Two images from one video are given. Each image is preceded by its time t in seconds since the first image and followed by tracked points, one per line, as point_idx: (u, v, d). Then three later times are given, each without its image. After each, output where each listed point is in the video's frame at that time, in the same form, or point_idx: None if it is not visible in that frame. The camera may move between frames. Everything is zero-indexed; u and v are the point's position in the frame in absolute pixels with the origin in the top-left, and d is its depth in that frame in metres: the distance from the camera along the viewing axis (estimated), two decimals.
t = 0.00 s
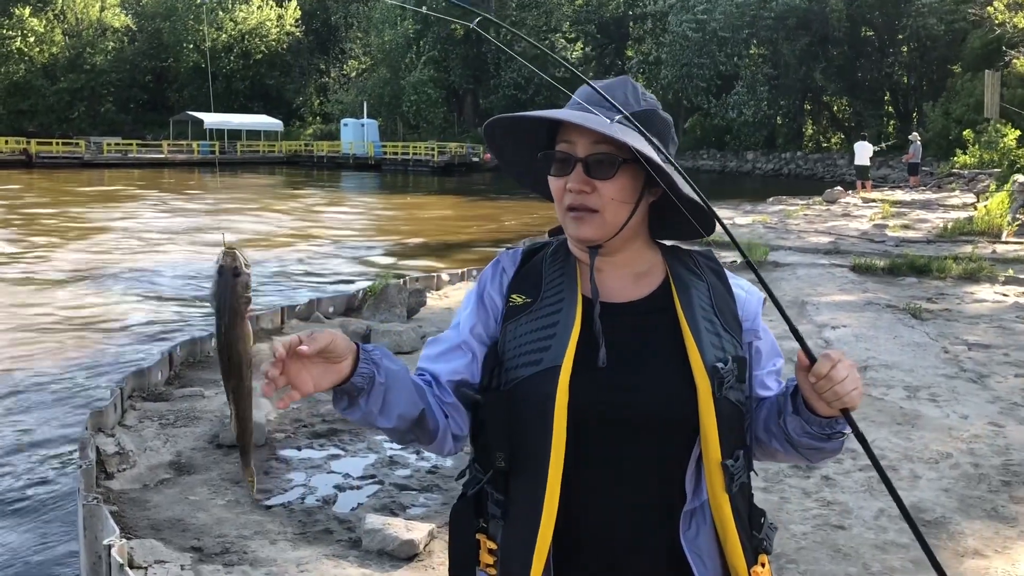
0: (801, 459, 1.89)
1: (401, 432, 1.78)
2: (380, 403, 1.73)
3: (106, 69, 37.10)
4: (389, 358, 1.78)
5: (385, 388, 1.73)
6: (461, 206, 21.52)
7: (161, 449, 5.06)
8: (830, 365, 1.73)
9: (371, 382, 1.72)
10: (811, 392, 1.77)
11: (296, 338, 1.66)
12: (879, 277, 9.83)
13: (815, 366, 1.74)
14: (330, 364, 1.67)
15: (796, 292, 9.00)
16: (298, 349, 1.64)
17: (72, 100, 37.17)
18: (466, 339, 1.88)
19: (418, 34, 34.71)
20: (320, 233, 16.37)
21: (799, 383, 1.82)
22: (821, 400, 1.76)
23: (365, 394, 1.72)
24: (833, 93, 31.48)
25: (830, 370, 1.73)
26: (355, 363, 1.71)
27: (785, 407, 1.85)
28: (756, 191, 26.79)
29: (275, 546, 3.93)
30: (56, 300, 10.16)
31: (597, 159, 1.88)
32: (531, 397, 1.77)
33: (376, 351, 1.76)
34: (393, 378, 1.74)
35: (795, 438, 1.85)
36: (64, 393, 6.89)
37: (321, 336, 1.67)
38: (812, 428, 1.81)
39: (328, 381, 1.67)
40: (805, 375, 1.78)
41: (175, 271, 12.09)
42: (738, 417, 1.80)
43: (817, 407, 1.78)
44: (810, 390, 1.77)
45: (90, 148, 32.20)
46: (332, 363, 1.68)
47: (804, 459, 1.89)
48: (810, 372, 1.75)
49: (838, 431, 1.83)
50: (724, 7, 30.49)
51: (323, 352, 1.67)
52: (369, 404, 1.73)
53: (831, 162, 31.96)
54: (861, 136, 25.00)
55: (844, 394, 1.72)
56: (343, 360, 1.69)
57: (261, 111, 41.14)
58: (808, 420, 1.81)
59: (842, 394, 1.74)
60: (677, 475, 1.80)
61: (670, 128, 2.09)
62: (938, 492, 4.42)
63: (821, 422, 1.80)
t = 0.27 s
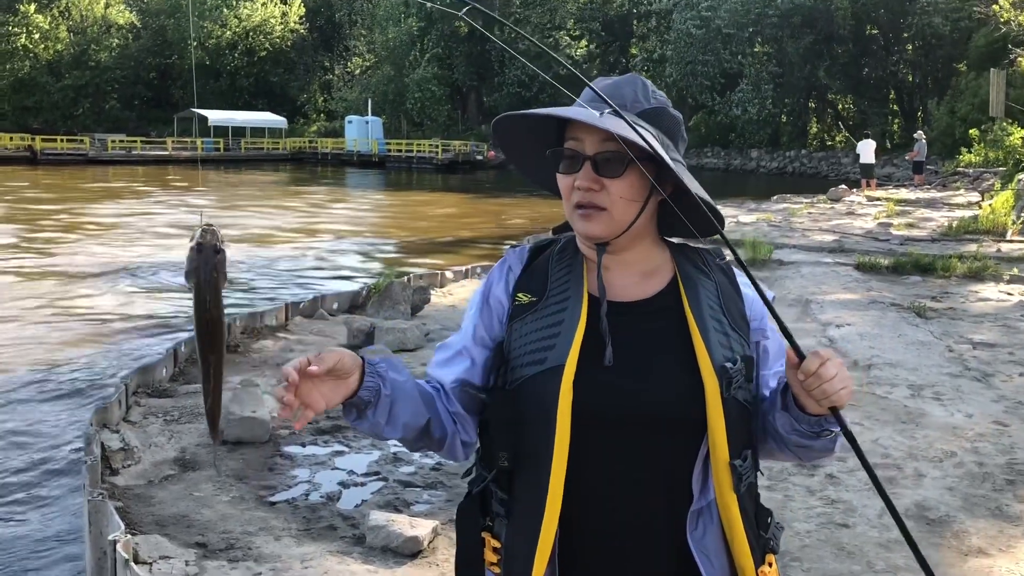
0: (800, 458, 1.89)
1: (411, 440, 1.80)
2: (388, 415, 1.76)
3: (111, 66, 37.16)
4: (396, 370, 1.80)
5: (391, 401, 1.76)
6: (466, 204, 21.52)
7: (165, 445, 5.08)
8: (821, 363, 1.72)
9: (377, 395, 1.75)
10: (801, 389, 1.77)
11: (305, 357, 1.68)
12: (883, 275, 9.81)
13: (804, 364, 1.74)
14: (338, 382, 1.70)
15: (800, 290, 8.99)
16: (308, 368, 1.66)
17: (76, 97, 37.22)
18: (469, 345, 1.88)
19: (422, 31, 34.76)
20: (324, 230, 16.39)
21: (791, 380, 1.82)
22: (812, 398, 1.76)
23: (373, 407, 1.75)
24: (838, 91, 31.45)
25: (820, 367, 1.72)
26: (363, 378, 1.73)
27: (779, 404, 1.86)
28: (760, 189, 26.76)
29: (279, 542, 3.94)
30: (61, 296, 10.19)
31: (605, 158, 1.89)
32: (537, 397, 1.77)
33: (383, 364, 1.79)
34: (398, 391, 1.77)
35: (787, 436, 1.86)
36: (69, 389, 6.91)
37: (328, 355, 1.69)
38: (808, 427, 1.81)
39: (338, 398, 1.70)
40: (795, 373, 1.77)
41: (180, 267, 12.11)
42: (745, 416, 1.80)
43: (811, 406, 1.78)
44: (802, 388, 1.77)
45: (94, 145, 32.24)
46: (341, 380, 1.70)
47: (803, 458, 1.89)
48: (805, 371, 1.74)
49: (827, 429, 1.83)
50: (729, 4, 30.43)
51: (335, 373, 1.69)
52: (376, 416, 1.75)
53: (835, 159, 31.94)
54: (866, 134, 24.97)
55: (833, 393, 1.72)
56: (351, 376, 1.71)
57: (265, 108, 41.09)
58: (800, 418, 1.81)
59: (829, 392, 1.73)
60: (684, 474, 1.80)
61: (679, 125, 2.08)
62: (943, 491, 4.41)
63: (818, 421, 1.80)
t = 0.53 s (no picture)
0: (803, 454, 1.89)
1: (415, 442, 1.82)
2: (390, 422, 1.80)
3: (118, 62, 37.26)
4: (397, 376, 1.83)
5: (392, 406, 1.80)
6: (471, 200, 21.51)
7: (172, 440, 5.09)
8: (821, 361, 1.72)
9: (378, 403, 1.78)
10: (803, 386, 1.77)
11: (304, 374, 1.70)
12: (890, 272, 9.79)
13: (805, 362, 1.74)
14: (338, 395, 1.73)
15: (806, 287, 8.98)
16: (306, 381, 1.71)
17: (83, 92, 37.29)
18: (472, 343, 1.88)
19: (428, 28, 34.79)
20: (330, 226, 16.40)
21: (793, 377, 1.82)
22: (813, 394, 1.75)
23: (375, 413, 1.79)
24: (844, 88, 31.42)
25: (821, 364, 1.72)
26: (363, 387, 1.76)
27: (782, 399, 1.86)
28: (766, 186, 26.71)
29: (285, 537, 3.94)
30: (67, 291, 10.21)
31: (614, 152, 1.88)
32: (544, 391, 1.77)
33: (383, 371, 1.81)
34: (399, 396, 1.81)
35: (788, 432, 1.86)
36: (76, 383, 6.93)
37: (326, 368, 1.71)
38: (811, 423, 1.81)
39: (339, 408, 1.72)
40: (797, 370, 1.77)
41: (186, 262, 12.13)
42: (753, 411, 1.80)
43: (812, 403, 1.77)
44: (803, 383, 1.77)
45: (101, 141, 32.33)
46: (340, 392, 1.73)
47: (807, 454, 1.89)
48: (806, 368, 1.74)
49: (827, 428, 1.84)
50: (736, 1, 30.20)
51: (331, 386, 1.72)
52: (379, 423, 1.79)
53: (842, 157, 31.91)
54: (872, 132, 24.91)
55: (833, 390, 1.72)
56: (350, 388, 1.74)
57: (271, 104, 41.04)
58: (801, 415, 1.82)
59: (830, 390, 1.73)
60: (692, 468, 1.79)
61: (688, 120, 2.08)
62: (949, 488, 4.40)
63: (820, 418, 1.79)
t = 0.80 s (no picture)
0: (807, 449, 1.88)
1: (419, 443, 1.82)
2: (394, 426, 1.80)
3: (125, 57, 37.34)
4: (400, 381, 1.83)
5: (395, 413, 1.80)
6: (477, 195, 21.50)
7: (177, 434, 5.10)
8: (827, 354, 1.71)
9: (381, 410, 1.78)
10: (807, 381, 1.76)
11: (306, 384, 1.70)
12: (897, 269, 9.76)
13: (811, 355, 1.73)
14: (343, 402, 1.73)
15: (813, 283, 8.95)
16: (307, 398, 1.68)
17: (90, 87, 37.36)
18: (473, 342, 1.88)
19: (434, 23, 34.77)
20: (335, 220, 16.40)
21: (799, 371, 1.81)
22: (818, 388, 1.74)
23: (379, 420, 1.78)
24: (851, 84, 31.34)
25: (827, 358, 1.71)
26: (366, 394, 1.76)
27: (789, 394, 1.84)
28: (773, 182, 26.63)
29: (291, 531, 3.95)
30: (74, 285, 10.23)
31: (621, 145, 1.88)
32: (545, 386, 1.76)
33: (385, 376, 1.81)
34: (401, 402, 1.81)
35: (794, 428, 1.85)
36: (82, 377, 6.95)
37: (329, 377, 1.71)
38: (815, 418, 1.80)
39: (344, 415, 1.72)
40: (802, 364, 1.76)
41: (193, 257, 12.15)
42: (756, 407, 1.79)
43: (817, 398, 1.76)
44: (809, 378, 1.76)
45: (108, 136, 32.41)
46: (344, 401, 1.73)
47: (810, 449, 1.88)
48: (812, 362, 1.73)
49: (835, 422, 1.82)
50: None
51: (335, 396, 1.72)
52: (383, 428, 1.79)
53: (849, 152, 31.85)
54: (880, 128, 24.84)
55: (839, 384, 1.71)
56: (354, 396, 1.74)
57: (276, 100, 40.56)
58: (806, 409, 1.80)
59: (837, 384, 1.72)
60: (695, 463, 1.79)
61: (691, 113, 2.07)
62: (956, 485, 4.39)
63: (823, 412, 1.78)
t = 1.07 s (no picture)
0: (808, 445, 1.88)
1: (422, 445, 1.82)
2: (398, 431, 1.79)
3: (128, 53, 37.32)
4: (402, 383, 1.82)
5: (398, 415, 1.79)
6: (481, 192, 21.50)
7: (181, 430, 5.10)
8: (834, 349, 1.71)
9: (384, 413, 1.77)
10: (815, 375, 1.75)
11: (308, 389, 1.69)
12: (901, 265, 9.74)
13: (818, 351, 1.72)
14: (345, 407, 1.72)
15: (816, 280, 8.94)
16: (312, 400, 1.68)
17: (94, 83, 37.34)
18: (473, 342, 1.88)
19: (436, 19, 34.73)
20: (339, 217, 16.40)
21: (802, 367, 1.80)
22: (825, 382, 1.73)
23: (382, 424, 1.78)
24: (856, 80, 31.26)
25: (835, 353, 1.70)
26: (369, 399, 1.76)
27: (794, 390, 1.83)
28: (776, 178, 26.57)
29: (294, 528, 3.95)
30: (78, 282, 10.24)
31: (626, 138, 1.87)
32: (544, 385, 1.75)
33: (387, 379, 1.81)
34: (404, 404, 1.80)
35: (798, 423, 1.84)
36: (86, 373, 6.96)
37: (331, 383, 1.71)
38: (818, 412, 1.80)
39: (347, 420, 1.72)
40: (807, 359, 1.76)
41: (196, 253, 12.16)
42: (758, 401, 1.78)
43: (823, 392, 1.76)
44: (815, 372, 1.75)
45: (111, 131, 32.41)
46: (347, 406, 1.72)
47: (811, 444, 1.87)
48: (817, 356, 1.72)
49: (840, 418, 1.81)
50: None
51: (338, 402, 1.71)
52: (387, 433, 1.78)
53: (853, 149, 31.79)
54: (884, 125, 24.77)
55: (847, 378, 1.70)
56: (357, 400, 1.74)
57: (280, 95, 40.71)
58: (811, 404, 1.80)
59: (844, 378, 1.71)
60: (697, 460, 1.78)
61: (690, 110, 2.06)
62: (960, 482, 4.38)
63: (827, 408, 1.78)
